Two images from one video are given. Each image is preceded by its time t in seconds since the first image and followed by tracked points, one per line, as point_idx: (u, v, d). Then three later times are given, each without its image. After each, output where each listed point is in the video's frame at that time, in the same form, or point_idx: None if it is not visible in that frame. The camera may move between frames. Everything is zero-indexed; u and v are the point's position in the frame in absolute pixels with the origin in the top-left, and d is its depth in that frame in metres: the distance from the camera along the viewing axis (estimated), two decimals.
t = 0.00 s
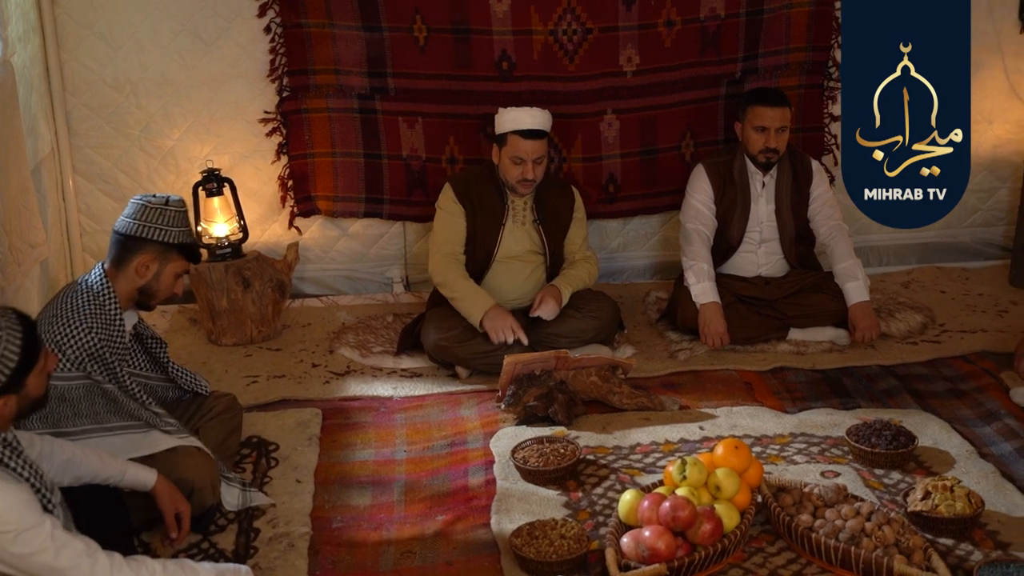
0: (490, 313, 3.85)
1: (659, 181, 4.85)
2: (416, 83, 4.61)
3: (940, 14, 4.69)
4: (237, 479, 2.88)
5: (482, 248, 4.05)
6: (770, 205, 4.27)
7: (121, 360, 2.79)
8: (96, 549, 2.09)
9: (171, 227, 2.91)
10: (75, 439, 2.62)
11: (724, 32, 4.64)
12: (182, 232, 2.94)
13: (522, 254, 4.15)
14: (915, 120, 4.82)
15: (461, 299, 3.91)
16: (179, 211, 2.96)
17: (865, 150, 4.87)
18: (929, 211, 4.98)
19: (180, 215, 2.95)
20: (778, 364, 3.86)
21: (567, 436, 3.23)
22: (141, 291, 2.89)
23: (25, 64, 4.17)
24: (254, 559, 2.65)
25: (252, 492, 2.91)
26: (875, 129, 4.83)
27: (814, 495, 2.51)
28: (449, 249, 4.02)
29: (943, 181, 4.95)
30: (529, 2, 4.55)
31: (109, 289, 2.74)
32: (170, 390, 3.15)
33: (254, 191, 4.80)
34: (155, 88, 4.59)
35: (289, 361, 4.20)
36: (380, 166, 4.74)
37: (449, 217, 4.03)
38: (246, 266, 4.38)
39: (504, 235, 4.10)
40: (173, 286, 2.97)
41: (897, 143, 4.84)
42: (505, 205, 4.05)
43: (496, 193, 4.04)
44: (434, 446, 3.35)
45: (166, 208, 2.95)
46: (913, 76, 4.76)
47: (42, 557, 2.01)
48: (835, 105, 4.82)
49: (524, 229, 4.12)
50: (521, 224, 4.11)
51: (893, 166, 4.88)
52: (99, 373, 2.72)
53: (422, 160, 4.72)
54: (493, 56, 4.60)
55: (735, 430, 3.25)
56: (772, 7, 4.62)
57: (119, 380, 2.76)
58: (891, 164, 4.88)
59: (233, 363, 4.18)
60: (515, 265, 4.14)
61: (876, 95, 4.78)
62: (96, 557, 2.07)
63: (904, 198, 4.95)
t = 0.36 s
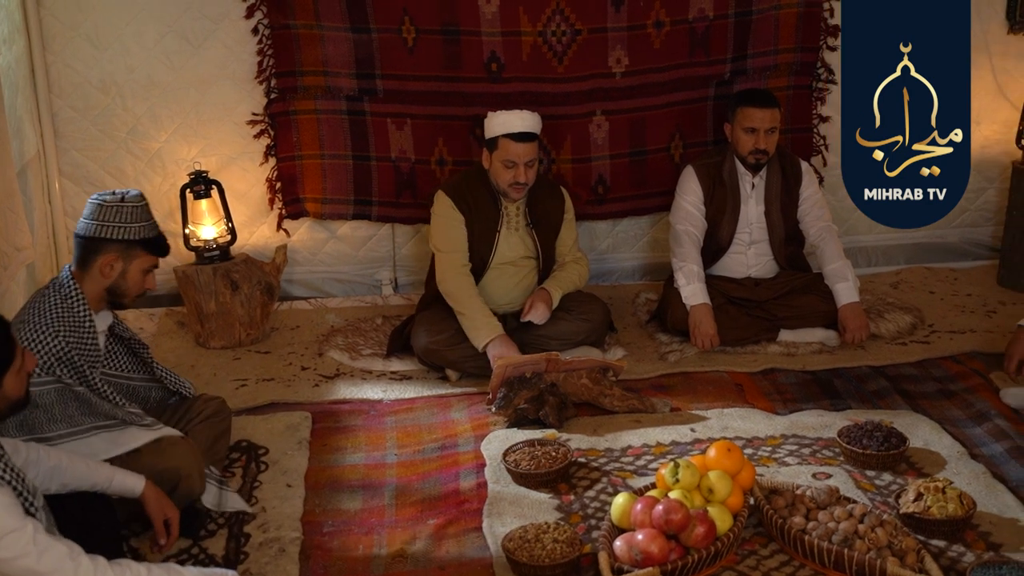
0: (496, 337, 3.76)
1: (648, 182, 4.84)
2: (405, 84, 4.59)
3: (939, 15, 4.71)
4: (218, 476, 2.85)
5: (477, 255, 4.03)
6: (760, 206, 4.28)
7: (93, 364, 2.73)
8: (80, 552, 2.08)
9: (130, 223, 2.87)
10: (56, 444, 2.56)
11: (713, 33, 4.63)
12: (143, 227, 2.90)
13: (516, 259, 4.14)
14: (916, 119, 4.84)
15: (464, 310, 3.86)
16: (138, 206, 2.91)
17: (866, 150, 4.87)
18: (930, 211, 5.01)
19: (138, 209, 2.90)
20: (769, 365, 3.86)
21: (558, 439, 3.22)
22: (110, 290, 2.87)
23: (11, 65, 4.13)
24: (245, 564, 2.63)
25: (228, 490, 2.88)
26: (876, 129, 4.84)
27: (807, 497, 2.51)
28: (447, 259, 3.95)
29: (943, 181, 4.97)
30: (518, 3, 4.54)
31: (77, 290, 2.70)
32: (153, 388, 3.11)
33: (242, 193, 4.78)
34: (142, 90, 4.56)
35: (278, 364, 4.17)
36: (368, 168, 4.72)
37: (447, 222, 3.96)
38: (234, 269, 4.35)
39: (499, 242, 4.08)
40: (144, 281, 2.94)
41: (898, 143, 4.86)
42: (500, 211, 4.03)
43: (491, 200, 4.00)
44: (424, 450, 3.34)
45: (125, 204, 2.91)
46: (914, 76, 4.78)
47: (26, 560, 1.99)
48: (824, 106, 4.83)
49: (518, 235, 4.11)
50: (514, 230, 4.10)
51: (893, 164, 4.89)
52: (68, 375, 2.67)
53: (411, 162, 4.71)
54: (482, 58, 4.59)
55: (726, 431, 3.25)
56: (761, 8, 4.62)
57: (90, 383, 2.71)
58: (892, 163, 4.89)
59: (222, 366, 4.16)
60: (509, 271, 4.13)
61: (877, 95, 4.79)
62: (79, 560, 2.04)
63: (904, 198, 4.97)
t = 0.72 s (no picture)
0: (487, 344, 3.74)
1: (637, 182, 4.84)
2: (393, 85, 4.56)
3: (939, 15, 4.74)
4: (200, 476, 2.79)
5: (467, 259, 4.01)
6: (749, 207, 4.28)
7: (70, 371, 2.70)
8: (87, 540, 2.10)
9: (103, 226, 2.85)
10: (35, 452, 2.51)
11: (702, 33, 4.63)
12: (118, 228, 2.87)
13: (506, 263, 4.13)
14: (917, 119, 4.85)
15: (454, 316, 3.84)
16: (111, 207, 2.89)
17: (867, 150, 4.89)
18: (929, 210, 5.03)
19: (112, 211, 2.88)
20: (759, 366, 3.85)
21: (549, 441, 3.20)
22: (87, 295, 2.85)
23: None
24: (235, 569, 2.61)
25: (209, 489, 2.81)
26: (876, 129, 4.85)
27: (800, 499, 2.50)
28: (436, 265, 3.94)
29: (942, 181, 5.00)
30: (507, 3, 4.52)
31: (57, 296, 2.67)
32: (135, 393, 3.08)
33: (229, 195, 4.74)
34: (128, 91, 4.52)
35: (266, 366, 4.14)
36: (357, 169, 4.70)
37: (436, 226, 3.95)
38: (222, 271, 4.33)
39: (490, 246, 4.06)
40: (123, 283, 2.92)
41: (898, 143, 4.87)
42: (489, 216, 4.01)
43: (480, 205, 3.99)
44: (415, 453, 3.32)
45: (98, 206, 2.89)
46: (913, 76, 4.79)
47: (31, 542, 2.03)
48: (813, 106, 4.83)
49: (508, 239, 4.09)
50: (505, 234, 4.08)
51: (893, 164, 4.90)
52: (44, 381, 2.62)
53: (400, 163, 4.69)
54: (471, 58, 4.57)
55: (718, 433, 3.24)
56: (751, 8, 4.62)
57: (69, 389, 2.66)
58: (892, 163, 4.90)
59: (210, 369, 4.13)
60: (500, 275, 4.12)
61: (877, 95, 4.81)
62: (86, 547, 2.07)
63: (904, 197, 5.00)
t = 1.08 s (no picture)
0: (478, 340, 3.73)
1: (631, 182, 4.82)
2: (386, 85, 4.54)
3: (938, 15, 4.74)
4: (199, 489, 2.80)
5: (461, 260, 3.99)
6: (744, 207, 4.26)
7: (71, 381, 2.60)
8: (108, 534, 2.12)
9: (114, 239, 2.86)
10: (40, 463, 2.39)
11: (696, 32, 4.62)
12: (128, 243, 2.88)
13: (501, 264, 4.11)
14: (918, 119, 4.86)
15: (445, 315, 3.82)
16: (123, 221, 2.91)
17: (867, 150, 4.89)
18: (930, 209, 5.04)
19: (124, 225, 2.90)
20: (755, 366, 3.84)
21: (546, 443, 3.19)
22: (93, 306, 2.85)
23: None
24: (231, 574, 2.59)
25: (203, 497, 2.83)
26: (876, 129, 4.85)
27: (800, 500, 2.48)
28: (427, 265, 3.92)
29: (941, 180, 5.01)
30: (499, 2, 4.49)
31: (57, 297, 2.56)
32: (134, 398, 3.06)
33: (220, 195, 4.71)
34: (118, 90, 4.48)
35: (259, 368, 4.11)
36: (349, 169, 4.67)
37: (430, 227, 3.93)
38: (214, 272, 4.28)
39: (484, 247, 4.04)
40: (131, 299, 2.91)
41: (898, 143, 4.87)
42: (484, 216, 3.99)
43: (475, 206, 3.97)
44: (411, 455, 3.29)
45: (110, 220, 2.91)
46: (913, 76, 4.79)
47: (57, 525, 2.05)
48: (806, 105, 4.83)
49: (503, 239, 4.07)
50: (499, 234, 4.06)
51: (893, 164, 4.91)
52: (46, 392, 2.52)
53: (392, 163, 4.66)
54: (464, 58, 4.55)
55: (715, 434, 3.23)
56: (744, 7, 4.60)
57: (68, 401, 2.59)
58: (892, 163, 4.91)
59: (202, 371, 4.09)
60: (494, 275, 4.10)
61: (877, 95, 4.82)
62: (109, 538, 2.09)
63: (904, 196, 5.01)
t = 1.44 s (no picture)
0: (473, 343, 3.70)
1: (624, 179, 4.80)
2: (379, 82, 4.51)
3: (937, 14, 4.75)
4: (197, 493, 2.77)
5: (455, 259, 3.96)
6: (740, 204, 4.25)
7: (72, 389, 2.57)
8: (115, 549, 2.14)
9: (154, 266, 2.79)
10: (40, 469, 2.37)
11: (691, 28, 4.60)
12: (162, 275, 2.81)
13: (496, 262, 4.08)
14: (919, 119, 4.87)
15: (438, 317, 3.80)
16: (170, 255, 2.85)
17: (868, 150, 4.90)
18: (930, 210, 5.03)
19: (168, 258, 2.83)
20: (751, 365, 3.83)
21: (543, 443, 3.17)
22: (97, 319, 2.67)
23: None
24: None
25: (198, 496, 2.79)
26: (876, 129, 4.86)
27: (801, 500, 2.46)
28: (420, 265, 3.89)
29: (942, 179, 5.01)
30: None
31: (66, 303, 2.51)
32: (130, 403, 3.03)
33: (211, 194, 4.67)
34: (108, 87, 4.43)
35: (252, 368, 4.08)
36: (342, 168, 4.64)
37: (424, 226, 3.90)
38: (206, 271, 4.25)
39: (478, 245, 4.01)
40: (131, 326, 2.76)
41: (898, 143, 4.88)
42: (478, 215, 3.96)
43: (469, 204, 3.93)
44: (407, 455, 3.27)
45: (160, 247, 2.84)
46: (914, 76, 4.80)
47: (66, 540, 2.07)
48: (801, 102, 4.82)
49: (497, 238, 4.04)
50: (494, 233, 4.02)
51: (893, 164, 4.91)
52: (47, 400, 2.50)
53: (385, 161, 4.63)
54: (457, 54, 4.51)
55: (713, 433, 3.21)
56: (739, 3, 4.59)
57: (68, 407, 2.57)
58: (892, 163, 4.91)
59: (194, 371, 4.06)
60: (489, 274, 4.07)
61: (876, 95, 4.82)
62: (115, 553, 2.12)
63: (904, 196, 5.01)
